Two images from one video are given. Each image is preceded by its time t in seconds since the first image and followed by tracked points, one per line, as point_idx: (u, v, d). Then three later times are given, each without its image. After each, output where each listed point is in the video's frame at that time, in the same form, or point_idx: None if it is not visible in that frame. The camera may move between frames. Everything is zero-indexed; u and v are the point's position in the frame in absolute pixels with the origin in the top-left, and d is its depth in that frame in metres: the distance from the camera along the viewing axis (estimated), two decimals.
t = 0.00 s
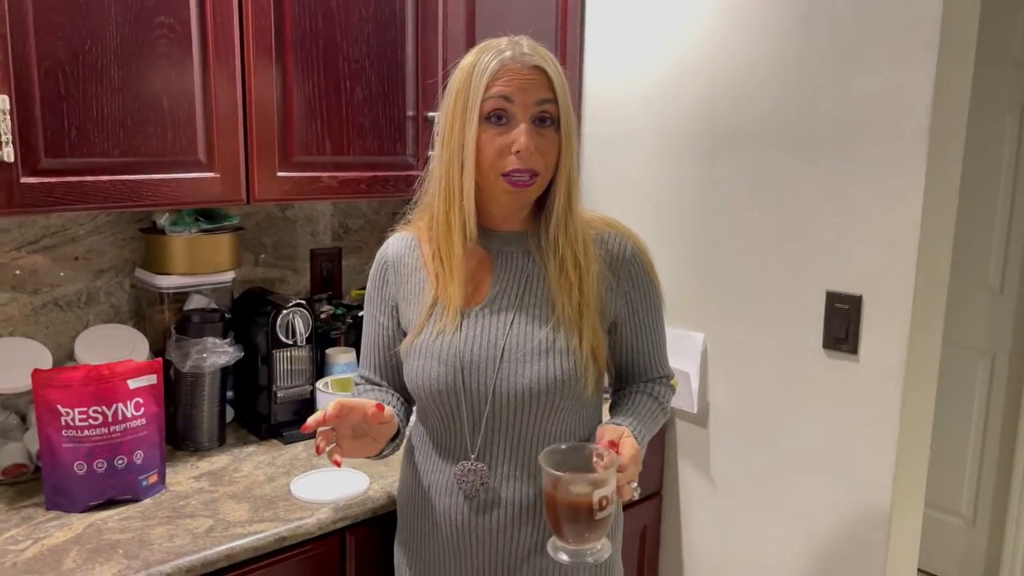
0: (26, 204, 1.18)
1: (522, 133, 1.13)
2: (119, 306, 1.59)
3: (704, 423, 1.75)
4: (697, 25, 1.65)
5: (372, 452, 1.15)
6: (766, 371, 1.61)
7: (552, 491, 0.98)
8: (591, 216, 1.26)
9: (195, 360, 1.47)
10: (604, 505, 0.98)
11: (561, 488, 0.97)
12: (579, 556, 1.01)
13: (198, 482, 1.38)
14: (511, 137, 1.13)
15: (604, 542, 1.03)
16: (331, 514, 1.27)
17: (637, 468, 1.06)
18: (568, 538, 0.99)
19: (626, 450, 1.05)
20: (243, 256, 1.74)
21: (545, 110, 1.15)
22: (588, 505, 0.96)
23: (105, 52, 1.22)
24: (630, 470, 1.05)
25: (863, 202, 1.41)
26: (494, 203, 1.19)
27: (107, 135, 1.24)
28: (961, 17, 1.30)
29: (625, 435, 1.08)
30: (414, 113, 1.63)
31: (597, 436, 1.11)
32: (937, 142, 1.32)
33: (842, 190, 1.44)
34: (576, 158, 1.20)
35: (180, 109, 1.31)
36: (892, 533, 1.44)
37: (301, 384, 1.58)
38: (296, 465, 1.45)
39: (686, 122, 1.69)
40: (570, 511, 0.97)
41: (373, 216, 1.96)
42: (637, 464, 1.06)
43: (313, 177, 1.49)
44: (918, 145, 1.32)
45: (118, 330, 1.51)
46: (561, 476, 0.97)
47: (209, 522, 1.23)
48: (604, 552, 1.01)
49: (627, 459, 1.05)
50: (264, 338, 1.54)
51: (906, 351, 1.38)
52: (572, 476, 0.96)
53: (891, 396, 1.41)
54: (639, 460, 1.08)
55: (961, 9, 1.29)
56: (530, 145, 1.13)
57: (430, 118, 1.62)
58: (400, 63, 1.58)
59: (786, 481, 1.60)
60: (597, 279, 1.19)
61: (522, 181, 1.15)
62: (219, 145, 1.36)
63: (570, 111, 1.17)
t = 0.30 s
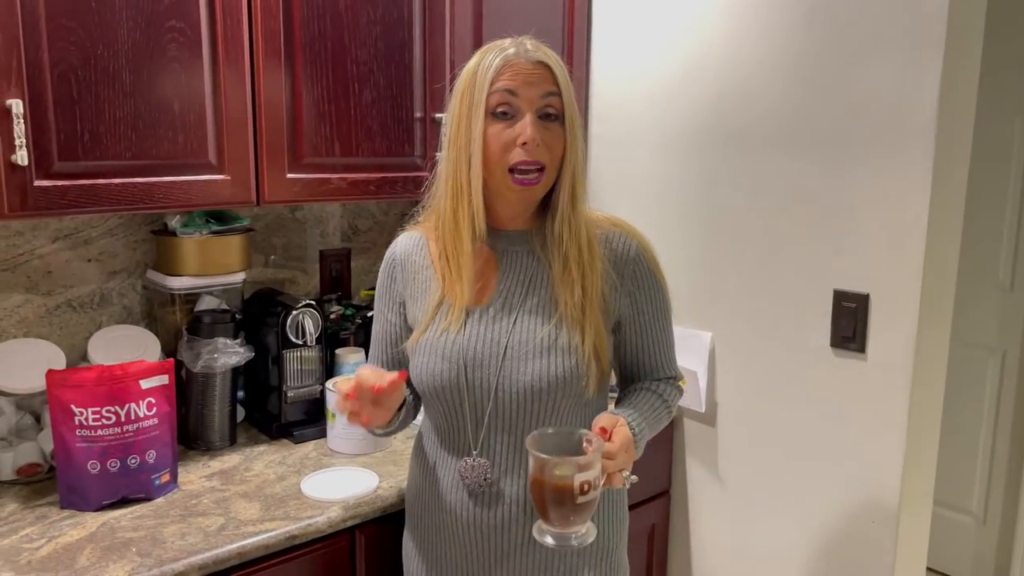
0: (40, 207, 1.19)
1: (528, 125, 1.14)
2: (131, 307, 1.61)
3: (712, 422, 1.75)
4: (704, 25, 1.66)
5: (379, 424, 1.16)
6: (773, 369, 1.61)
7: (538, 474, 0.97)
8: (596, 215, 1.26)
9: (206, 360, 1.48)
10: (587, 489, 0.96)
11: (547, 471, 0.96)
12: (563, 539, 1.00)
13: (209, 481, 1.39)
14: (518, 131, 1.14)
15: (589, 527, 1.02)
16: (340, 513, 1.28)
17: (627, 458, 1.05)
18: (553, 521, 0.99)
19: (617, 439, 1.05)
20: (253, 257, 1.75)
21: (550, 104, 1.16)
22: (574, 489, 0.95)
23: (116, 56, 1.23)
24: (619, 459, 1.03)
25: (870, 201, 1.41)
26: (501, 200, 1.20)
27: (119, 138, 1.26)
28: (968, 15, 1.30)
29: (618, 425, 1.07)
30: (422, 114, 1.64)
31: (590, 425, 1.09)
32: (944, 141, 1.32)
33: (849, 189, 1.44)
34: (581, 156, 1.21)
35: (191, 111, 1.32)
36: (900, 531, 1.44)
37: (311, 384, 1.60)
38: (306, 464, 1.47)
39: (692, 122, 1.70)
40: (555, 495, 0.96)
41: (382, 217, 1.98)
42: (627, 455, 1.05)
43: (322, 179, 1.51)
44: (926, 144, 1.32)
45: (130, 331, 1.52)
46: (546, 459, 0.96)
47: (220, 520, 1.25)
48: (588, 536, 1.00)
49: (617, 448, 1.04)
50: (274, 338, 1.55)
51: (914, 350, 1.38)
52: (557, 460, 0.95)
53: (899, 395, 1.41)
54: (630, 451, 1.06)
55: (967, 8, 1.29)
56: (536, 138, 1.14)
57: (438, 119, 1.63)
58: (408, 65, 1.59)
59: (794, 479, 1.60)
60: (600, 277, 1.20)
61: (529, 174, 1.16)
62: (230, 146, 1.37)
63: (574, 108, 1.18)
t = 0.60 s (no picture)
0: (43, 207, 1.20)
1: (525, 120, 1.14)
2: (136, 307, 1.62)
3: (715, 420, 1.75)
4: (706, 23, 1.66)
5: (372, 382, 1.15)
6: (777, 367, 1.61)
7: (527, 452, 0.99)
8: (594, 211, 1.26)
9: (210, 359, 1.49)
10: (573, 466, 0.98)
11: (535, 449, 0.98)
12: (553, 517, 1.01)
13: (213, 480, 1.40)
14: (514, 126, 1.14)
15: (579, 505, 1.04)
16: (343, 511, 1.29)
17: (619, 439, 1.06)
18: (542, 499, 1.00)
19: (610, 419, 1.05)
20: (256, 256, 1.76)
21: (545, 99, 1.16)
22: (562, 466, 0.97)
23: (119, 57, 1.24)
24: (610, 440, 1.04)
25: (872, 198, 1.41)
26: (500, 197, 1.20)
27: (122, 139, 1.26)
28: (970, 13, 1.29)
29: (612, 406, 1.08)
30: (424, 114, 1.64)
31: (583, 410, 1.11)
32: (946, 139, 1.31)
33: (852, 187, 1.44)
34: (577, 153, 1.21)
35: (193, 112, 1.33)
36: (904, 529, 1.44)
37: (315, 383, 1.60)
38: (310, 463, 1.47)
39: (694, 120, 1.70)
40: (543, 473, 0.98)
41: (385, 217, 1.98)
42: (619, 436, 1.05)
43: (325, 179, 1.51)
44: (928, 141, 1.32)
45: (134, 330, 1.53)
46: (534, 437, 0.98)
47: (224, 519, 1.25)
48: (577, 514, 1.02)
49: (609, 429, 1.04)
50: (278, 337, 1.56)
51: (916, 347, 1.38)
52: (544, 438, 0.97)
53: (902, 393, 1.41)
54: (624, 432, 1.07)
55: (969, 5, 1.29)
56: (534, 132, 1.14)
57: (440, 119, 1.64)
58: (410, 65, 1.59)
59: (798, 477, 1.60)
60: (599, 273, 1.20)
61: (528, 168, 1.16)
62: (233, 146, 1.38)
63: (569, 103, 1.18)
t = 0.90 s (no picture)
0: (43, 207, 1.20)
1: (517, 119, 1.13)
2: (137, 306, 1.62)
3: (717, 419, 1.74)
4: (706, 20, 1.65)
5: (394, 441, 1.15)
6: (779, 366, 1.60)
7: (511, 458, 0.99)
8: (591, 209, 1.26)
9: (211, 358, 1.49)
10: (554, 473, 0.98)
11: (519, 455, 0.98)
12: (539, 521, 1.01)
13: (214, 479, 1.40)
14: (507, 125, 1.14)
15: (565, 509, 1.04)
16: (344, 510, 1.29)
17: (606, 443, 1.05)
18: (529, 504, 1.00)
19: (597, 424, 1.04)
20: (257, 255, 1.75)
21: (536, 97, 1.16)
22: (546, 471, 0.97)
23: (119, 56, 1.24)
24: (596, 445, 1.04)
25: (874, 195, 1.40)
26: (496, 197, 1.20)
27: (121, 138, 1.26)
28: (973, 9, 1.29)
29: (600, 409, 1.07)
30: (424, 111, 1.64)
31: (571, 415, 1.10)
32: (949, 136, 1.31)
33: (854, 184, 1.43)
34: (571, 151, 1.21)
35: (192, 111, 1.33)
36: (906, 528, 1.43)
37: (316, 382, 1.60)
38: (311, 462, 1.47)
39: (695, 117, 1.69)
40: (528, 478, 0.98)
41: (386, 216, 1.98)
42: (606, 441, 1.05)
43: (325, 177, 1.51)
44: (931, 138, 1.31)
45: (135, 329, 1.53)
46: (518, 443, 0.98)
47: (225, 518, 1.25)
48: (563, 517, 1.02)
49: (595, 434, 1.04)
50: (279, 336, 1.55)
51: (919, 345, 1.38)
52: (527, 443, 0.97)
53: (904, 391, 1.40)
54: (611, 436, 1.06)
55: (972, 2, 1.28)
56: (527, 131, 1.14)
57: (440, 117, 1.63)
58: (410, 63, 1.59)
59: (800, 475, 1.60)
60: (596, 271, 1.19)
61: (523, 166, 1.15)
62: (232, 145, 1.37)
63: (561, 102, 1.18)
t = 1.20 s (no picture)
0: (43, 206, 1.19)
1: (515, 120, 1.13)
2: (138, 306, 1.62)
3: (719, 417, 1.74)
4: (707, 18, 1.65)
5: (391, 444, 1.15)
6: (781, 364, 1.60)
7: (504, 453, 0.99)
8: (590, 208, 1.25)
9: (213, 357, 1.48)
10: (545, 467, 0.98)
11: (512, 449, 0.98)
12: (533, 516, 1.01)
13: (216, 478, 1.40)
14: (504, 127, 1.13)
15: (559, 504, 1.04)
16: (346, 509, 1.28)
17: (601, 440, 1.05)
18: (523, 499, 1.00)
19: (592, 419, 1.04)
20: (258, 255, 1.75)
21: (535, 99, 1.15)
22: (538, 465, 0.97)
23: (119, 55, 1.24)
24: (591, 441, 1.03)
25: (876, 192, 1.40)
26: (494, 197, 1.20)
27: (122, 137, 1.26)
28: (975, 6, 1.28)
29: (597, 405, 1.07)
30: (425, 110, 1.63)
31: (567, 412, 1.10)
32: (951, 133, 1.30)
33: (856, 182, 1.43)
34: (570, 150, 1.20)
35: (193, 110, 1.32)
36: (909, 526, 1.43)
37: (317, 381, 1.60)
38: (312, 461, 1.47)
39: (696, 115, 1.69)
40: (521, 472, 0.98)
41: (387, 215, 1.98)
42: (601, 437, 1.05)
43: (326, 176, 1.50)
44: (933, 135, 1.31)
45: (136, 329, 1.53)
46: (511, 437, 0.98)
47: (227, 517, 1.25)
48: (557, 512, 1.02)
49: (589, 430, 1.04)
50: (280, 335, 1.55)
51: (921, 343, 1.37)
52: (520, 437, 0.97)
53: (906, 389, 1.40)
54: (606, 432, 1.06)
55: None
56: (525, 133, 1.13)
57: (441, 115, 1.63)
58: (411, 61, 1.59)
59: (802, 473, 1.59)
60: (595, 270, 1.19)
61: (522, 166, 1.15)
62: (233, 144, 1.37)
63: (560, 102, 1.17)
